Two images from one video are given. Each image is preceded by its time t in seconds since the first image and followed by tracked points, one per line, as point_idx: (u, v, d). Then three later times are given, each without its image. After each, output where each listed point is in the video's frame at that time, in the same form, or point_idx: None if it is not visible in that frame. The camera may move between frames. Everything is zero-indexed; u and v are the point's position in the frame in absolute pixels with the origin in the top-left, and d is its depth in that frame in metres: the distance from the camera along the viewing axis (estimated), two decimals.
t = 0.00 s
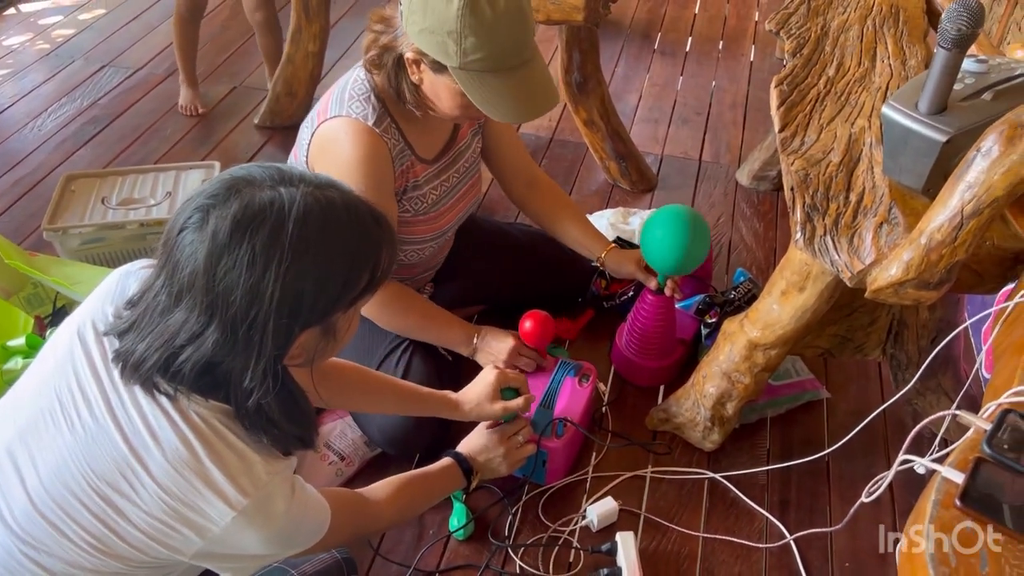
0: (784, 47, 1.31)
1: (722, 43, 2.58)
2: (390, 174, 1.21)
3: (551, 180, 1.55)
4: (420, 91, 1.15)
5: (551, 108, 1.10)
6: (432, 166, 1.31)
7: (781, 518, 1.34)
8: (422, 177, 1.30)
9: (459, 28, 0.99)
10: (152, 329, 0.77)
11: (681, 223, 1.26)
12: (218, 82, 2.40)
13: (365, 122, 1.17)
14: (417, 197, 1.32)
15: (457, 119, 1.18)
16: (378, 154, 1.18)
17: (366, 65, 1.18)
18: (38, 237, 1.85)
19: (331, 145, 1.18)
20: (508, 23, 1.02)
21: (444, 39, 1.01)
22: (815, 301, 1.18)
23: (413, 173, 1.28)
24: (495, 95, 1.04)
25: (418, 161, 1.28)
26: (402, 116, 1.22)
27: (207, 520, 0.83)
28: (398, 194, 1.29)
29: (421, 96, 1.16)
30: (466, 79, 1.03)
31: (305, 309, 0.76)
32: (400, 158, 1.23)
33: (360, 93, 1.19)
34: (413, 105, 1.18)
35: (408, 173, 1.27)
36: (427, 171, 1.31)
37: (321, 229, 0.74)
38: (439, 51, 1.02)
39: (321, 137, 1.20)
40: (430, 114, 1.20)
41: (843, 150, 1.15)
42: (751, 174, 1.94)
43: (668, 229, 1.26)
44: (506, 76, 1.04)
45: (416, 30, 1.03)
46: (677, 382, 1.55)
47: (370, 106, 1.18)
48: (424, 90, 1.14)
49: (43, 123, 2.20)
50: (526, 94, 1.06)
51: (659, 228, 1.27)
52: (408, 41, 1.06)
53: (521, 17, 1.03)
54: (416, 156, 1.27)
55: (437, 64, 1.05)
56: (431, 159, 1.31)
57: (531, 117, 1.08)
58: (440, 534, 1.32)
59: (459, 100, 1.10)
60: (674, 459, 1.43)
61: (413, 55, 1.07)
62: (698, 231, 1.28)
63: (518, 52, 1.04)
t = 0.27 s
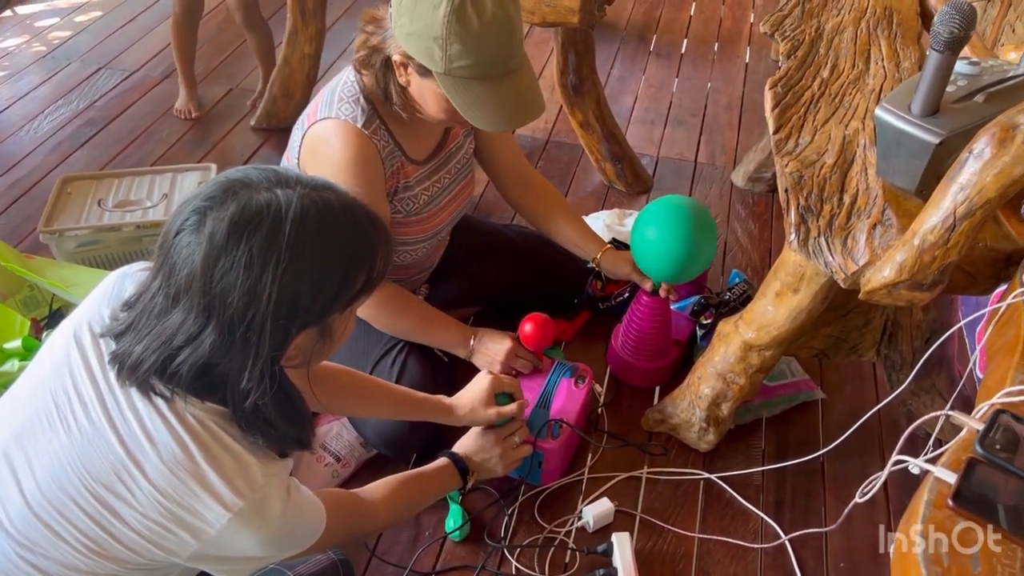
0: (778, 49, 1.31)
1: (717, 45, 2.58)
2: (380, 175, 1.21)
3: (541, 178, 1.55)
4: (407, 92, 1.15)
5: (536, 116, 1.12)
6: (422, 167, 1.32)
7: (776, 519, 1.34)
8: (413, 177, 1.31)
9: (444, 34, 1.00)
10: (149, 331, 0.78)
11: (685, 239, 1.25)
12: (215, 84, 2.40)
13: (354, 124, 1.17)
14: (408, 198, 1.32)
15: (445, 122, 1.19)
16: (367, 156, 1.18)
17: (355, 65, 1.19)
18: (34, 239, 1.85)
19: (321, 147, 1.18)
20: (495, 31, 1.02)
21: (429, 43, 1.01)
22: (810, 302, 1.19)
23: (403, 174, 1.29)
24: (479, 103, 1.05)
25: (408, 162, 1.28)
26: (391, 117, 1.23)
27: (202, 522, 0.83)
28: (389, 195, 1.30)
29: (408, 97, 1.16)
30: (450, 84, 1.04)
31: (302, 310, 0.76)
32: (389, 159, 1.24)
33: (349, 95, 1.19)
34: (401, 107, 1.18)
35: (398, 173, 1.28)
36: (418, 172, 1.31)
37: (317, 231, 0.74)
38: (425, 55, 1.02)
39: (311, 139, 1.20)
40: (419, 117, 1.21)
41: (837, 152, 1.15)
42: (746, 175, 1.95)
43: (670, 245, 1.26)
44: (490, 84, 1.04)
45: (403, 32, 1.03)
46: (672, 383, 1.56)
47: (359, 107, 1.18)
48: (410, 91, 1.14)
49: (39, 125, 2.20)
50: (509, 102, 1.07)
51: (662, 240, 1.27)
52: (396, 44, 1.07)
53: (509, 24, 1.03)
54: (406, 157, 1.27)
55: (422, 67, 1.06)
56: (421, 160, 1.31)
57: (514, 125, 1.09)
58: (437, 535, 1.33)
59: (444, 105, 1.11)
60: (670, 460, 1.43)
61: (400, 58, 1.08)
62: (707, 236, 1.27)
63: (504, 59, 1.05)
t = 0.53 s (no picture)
0: (773, 50, 1.31)
1: (712, 46, 2.59)
2: (372, 174, 1.21)
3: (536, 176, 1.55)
4: (396, 92, 1.16)
5: (525, 113, 1.11)
6: (414, 166, 1.32)
7: (771, 519, 1.35)
8: (405, 177, 1.31)
9: (431, 33, 1.00)
10: (143, 332, 0.78)
11: (677, 239, 1.24)
12: (211, 86, 2.40)
13: (344, 124, 1.18)
14: (401, 197, 1.32)
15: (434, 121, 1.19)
16: (358, 156, 1.18)
17: (344, 66, 1.19)
18: (30, 241, 1.85)
19: (311, 148, 1.19)
20: (482, 30, 1.02)
21: (417, 42, 1.01)
22: (804, 303, 1.19)
23: (395, 174, 1.29)
24: (468, 101, 1.05)
25: (400, 162, 1.28)
26: (382, 117, 1.23)
27: (196, 523, 0.83)
28: (382, 194, 1.30)
29: (397, 97, 1.17)
30: (438, 82, 1.04)
31: (296, 311, 0.76)
32: (381, 159, 1.24)
33: (338, 95, 1.20)
34: (390, 106, 1.18)
35: (390, 173, 1.28)
36: (410, 172, 1.31)
37: (310, 231, 0.75)
38: (413, 54, 1.03)
39: (301, 140, 1.21)
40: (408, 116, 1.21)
41: (831, 153, 1.16)
42: (741, 176, 1.96)
43: (661, 244, 1.25)
44: (477, 82, 1.05)
45: (391, 32, 1.04)
46: (667, 383, 1.56)
47: (349, 108, 1.19)
48: (400, 91, 1.14)
49: (35, 126, 2.20)
50: (497, 101, 1.06)
51: (654, 237, 1.25)
52: (384, 44, 1.07)
53: (497, 24, 1.04)
54: (397, 156, 1.27)
55: (410, 67, 1.06)
56: (414, 160, 1.31)
57: (502, 123, 1.09)
58: (432, 535, 1.33)
59: (432, 103, 1.11)
60: (665, 460, 1.44)
61: (388, 57, 1.08)
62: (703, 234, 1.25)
63: (492, 59, 1.05)
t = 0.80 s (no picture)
0: (768, 49, 1.31)
1: (709, 46, 2.59)
2: (363, 171, 1.21)
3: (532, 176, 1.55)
4: (386, 90, 1.15)
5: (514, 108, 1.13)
6: (407, 164, 1.32)
7: (767, 517, 1.35)
8: (397, 175, 1.31)
9: (418, 29, 1.00)
10: (137, 332, 0.78)
11: (667, 238, 1.21)
12: (206, 86, 2.40)
13: (335, 123, 1.18)
14: (393, 195, 1.32)
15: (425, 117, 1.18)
16: (349, 153, 1.18)
17: (335, 63, 1.19)
18: (26, 241, 1.85)
19: (302, 146, 1.19)
20: (469, 26, 1.02)
21: (404, 39, 1.01)
22: (799, 301, 1.19)
23: (386, 172, 1.29)
24: (455, 97, 1.05)
25: (392, 159, 1.28)
26: (373, 115, 1.23)
27: (191, 524, 0.83)
28: (374, 192, 1.30)
29: (388, 94, 1.16)
30: (425, 79, 1.04)
31: (290, 310, 0.76)
32: (372, 157, 1.24)
33: (329, 94, 1.20)
34: (381, 103, 1.18)
35: (382, 171, 1.28)
36: (402, 169, 1.31)
37: (305, 230, 0.75)
38: (399, 50, 1.03)
39: (293, 138, 1.21)
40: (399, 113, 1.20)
41: (826, 152, 1.16)
42: (737, 175, 1.96)
43: (650, 239, 1.22)
44: (464, 79, 1.05)
45: (379, 29, 1.04)
46: (663, 382, 1.56)
47: (340, 106, 1.19)
48: (389, 88, 1.14)
49: (30, 127, 2.20)
50: (484, 97, 1.07)
51: (644, 232, 1.23)
52: (372, 40, 1.07)
53: (483, 21, 1.04)
54: (389, 154, 1.27)
55: (399, 64, 1.06)
56: (406, 158, 1.31)
57: (490, 119, 1.10)
58: (428, 535, 1.33)
59: (422, 100, 1.11)
60: (661, 459, 1.44)
61: (377, 54, 1.08)
62: (690, 249, 1.22)
63: (478, 56, 1.05)
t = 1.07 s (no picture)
0: (763, 49, 1.31)
1: (705, 46, 2.60)
2: (358, 172, 1.21)
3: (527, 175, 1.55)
4: (380, 90, 1.16)
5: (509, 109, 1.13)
6: (402, 165, 1.32)
7: (763, 517, 1.35)
8: (393, 176, 1.31)
9: (410, 30, 1.00)
10: (134, 335, 0.77)
11: (664, 235, 1.18)
12: (202, 88, 2.40)
13: (330, 125, 1.18)
14: (389, 196, 1.32)
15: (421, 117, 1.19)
16: (344, 156, 1.18)
17: (330, 64, 1.19)
18: (21, 243, 1.85)
19: (297, 148, 1.19)
20: (462, 27, 1.02)
21: (397, 39, 1.01)
22: (794, 301, 1.19)
23: (382, 173, 1.29)
24: (449, 97, 1.05)
25: (388, 161, 1.28)
26: (367, 117, 1.23)
27: (187, 526, 0.83)
28: (370, 193, 1.30)
29: (381, 94, 1.17)
30: (418, 79, 1.04)
31: (288, 312, 0.76)
32: (367, 159, 1.24)
33: (324, 96, 1.20)
34: (374, 104, 1.18)
35: (378, 173, 1.28)
36: (398, 171, 1.31)
37: (303, 232, 0.75)
38: (392, 51, 1.03)
39: (288, 141, 1.21)
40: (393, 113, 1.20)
41: (821, 152, 1.16)
42: (733, 176, 1.96)
43: (646, 236, 1.20)
44: (457, 79, 1.05)
45: (372, 30, 1.04)
46: (659, 383, 1.56)
47: (335, 108, 1.19)
48: (383, 88, 1.15)
49: (26, 129, 2.20)
50: (478, 97, 1.07)
51: (640, 228, 1.20)
52: (365, 41, 1.07)
53: (476, 21, 1.04)
54: (385, 156, 1.27)
55: (393, 65, 1.06)
56: (401, 159, 1.31)
57: (484, 119, 1.10)
58: (424, 536, 1.33)
59: (415, 99, 1.12)
60: (658, 460, 1.44)
61: (371, 55, 1.08)
62: (687, 256, 1.20)
63: (471, 56, 1.05)
